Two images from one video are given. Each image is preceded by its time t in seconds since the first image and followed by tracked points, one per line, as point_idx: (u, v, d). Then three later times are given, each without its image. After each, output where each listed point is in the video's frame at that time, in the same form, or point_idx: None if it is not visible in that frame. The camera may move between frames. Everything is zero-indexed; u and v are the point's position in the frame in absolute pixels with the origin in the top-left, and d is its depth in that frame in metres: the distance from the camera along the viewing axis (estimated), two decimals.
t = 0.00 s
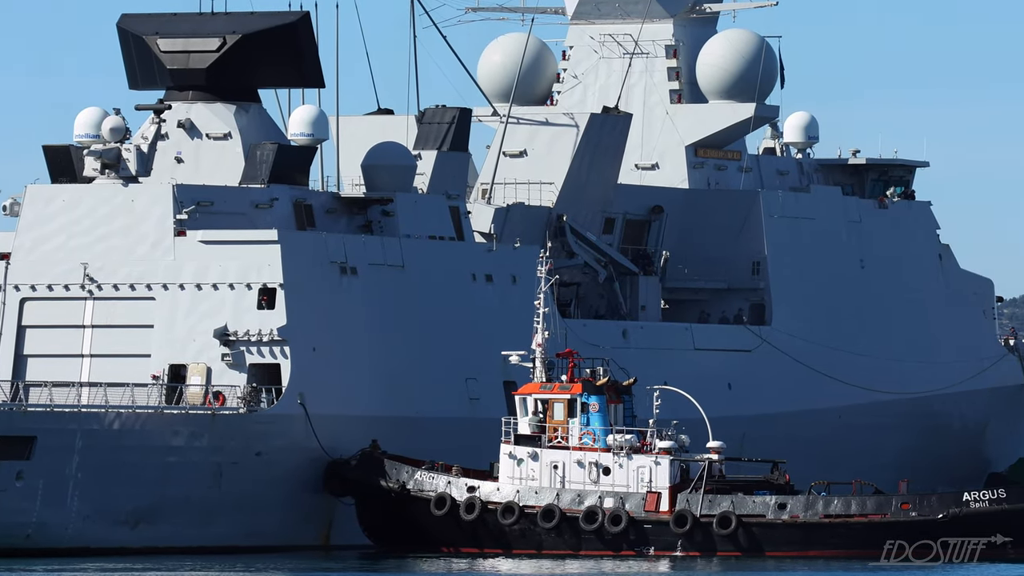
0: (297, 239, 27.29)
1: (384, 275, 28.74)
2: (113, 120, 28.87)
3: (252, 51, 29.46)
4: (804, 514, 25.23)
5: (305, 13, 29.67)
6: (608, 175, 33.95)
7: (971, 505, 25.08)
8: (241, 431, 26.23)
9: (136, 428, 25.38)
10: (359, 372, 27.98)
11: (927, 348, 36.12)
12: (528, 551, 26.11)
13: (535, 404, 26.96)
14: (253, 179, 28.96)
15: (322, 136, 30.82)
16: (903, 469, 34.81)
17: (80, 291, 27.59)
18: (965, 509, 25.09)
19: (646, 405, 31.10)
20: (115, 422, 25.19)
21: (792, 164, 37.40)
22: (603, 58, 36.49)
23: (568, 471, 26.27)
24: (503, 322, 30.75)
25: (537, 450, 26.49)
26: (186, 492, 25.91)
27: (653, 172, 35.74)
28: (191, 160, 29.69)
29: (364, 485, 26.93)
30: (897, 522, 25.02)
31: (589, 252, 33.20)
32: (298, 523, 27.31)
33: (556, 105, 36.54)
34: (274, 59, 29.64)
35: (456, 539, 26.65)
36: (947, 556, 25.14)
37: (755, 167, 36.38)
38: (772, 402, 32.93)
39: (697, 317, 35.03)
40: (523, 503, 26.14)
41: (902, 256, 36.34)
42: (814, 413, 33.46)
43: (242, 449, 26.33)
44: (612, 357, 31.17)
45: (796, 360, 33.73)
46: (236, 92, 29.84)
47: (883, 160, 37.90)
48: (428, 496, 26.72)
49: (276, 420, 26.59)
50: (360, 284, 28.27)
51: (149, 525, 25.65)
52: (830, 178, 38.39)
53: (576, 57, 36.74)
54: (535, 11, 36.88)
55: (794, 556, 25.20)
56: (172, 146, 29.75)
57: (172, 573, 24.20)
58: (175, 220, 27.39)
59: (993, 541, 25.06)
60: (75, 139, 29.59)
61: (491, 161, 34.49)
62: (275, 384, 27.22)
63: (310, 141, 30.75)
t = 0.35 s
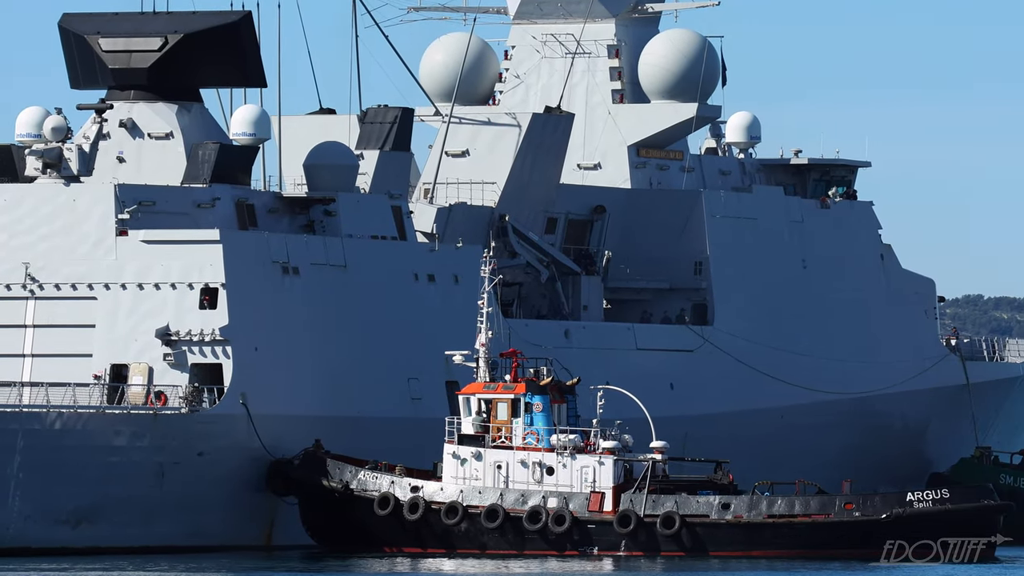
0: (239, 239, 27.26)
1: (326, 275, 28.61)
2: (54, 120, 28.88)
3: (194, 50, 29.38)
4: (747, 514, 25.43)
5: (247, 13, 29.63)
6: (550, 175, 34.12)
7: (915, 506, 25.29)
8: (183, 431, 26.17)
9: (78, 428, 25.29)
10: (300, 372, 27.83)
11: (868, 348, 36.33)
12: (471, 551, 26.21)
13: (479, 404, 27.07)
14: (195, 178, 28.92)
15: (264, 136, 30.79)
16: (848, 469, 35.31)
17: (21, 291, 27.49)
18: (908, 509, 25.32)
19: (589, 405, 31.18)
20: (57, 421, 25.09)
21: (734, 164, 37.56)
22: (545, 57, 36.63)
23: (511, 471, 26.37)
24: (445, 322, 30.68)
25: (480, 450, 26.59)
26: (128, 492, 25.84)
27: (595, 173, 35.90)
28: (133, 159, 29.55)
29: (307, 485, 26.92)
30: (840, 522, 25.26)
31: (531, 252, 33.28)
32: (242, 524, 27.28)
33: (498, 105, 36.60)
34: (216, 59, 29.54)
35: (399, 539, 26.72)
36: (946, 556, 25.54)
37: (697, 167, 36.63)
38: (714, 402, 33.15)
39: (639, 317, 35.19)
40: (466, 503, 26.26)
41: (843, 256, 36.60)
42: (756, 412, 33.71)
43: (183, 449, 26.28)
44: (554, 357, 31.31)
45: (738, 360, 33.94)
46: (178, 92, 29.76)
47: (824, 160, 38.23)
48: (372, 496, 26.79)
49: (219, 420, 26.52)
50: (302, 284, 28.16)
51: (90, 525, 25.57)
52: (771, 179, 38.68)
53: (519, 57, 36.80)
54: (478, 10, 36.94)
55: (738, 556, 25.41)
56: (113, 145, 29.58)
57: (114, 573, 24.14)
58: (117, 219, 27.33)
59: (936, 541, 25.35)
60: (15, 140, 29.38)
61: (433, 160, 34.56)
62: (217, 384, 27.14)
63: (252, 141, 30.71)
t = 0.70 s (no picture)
0: (185, 240, 27.18)
1: (272, 276, 28.45)
2: None
3: (141, 51, 29.27)
4: (696, 515, 25.62)
5: (195, 13, 29.53)
6: (497, 176, 34.17)
7: (863, 507, 25.67)
8: (130, 432, 26.09)
9: (25, 429, 25.19)
10: (247, 373, 27.71)
11: (815, 348, 36.62)
12: (420, 552, 26.26)
13: (427, 406, 27.10)
14: (141, 180, 28.83)
15: (212, 137, 30.70)
16: (795, 471, 35.66)
17: None
18: (857, 510, 25.68)
19: (538, 406, 31.44)
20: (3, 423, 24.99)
21: (682, 165, 37.94)
22: (492, 58, 36.68)
23: (460, 472, 26.47)
24: (392, 322, 30.41)
25: (429, 450, 26.67)
26: (75, 493, 25.83)
27: (542, 173, 35.99)
28: (80, 160, 29.50)
29: (254, 486, 26.91)
30: (788, 524, 25.45)
31: (478, 252, 33.36)
32: (189, 525, 27.27)
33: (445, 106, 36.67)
34: (163, 59, 29.43)
35: (348, 540, 26.76)
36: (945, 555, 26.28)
37: (644, 168, 36.84)
38: (662, 403, 33.34)
39: (588, 318, 35.27)
40: (415, 504, 26.32)
41: (790, 257, 36.88)
42: (704, 413, 33.91)
43: (130, 450, 26.20)
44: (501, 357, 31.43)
45: (685, 361, 34.14)
46: (126, 92, 29.65)
47: (772, 161, 38.48)
48: (320, 496, 26.79)
49: (165, 420, 26.43)
50: (249, 284, 28.05)
51: (36, 526, 25.54)
52: (719, 179, 38.90)
53: (466, 58, 36.85)
54: (426, 11, 36.99)
55: (686, 557, 25.59)
56: (60, 146, 29.53)
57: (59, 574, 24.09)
58: (64, 219, 27.29)
59: (883, 541, 25.73)
60: None
61: (381, 161, 34.56)
62: (163, 385, 27.06)
63: (200, 142, 30.59)
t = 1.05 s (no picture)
0: (126, 241, 27.01)
1: (216, 276, 28.36)
2: None
3: (84, 51, 29.11)
4: (641, 516, 25.80)
5: (138, 13, 29.51)
6: (441, 176, 34.25)
7: (808, 507, 25.93)
8: (73, 432, 26.04)
9: None
10: (190, 373, 27.62)
11: (757, 348, 36.90)
12: (364, 552, 26.37)
13: (371, 406, 27.13)
14: (84, 179, 28.71)
15: (155, 136, 30.61)
16: (737, 471, 35.83)
17: None
18: (802, 511, 25.93)
19: (483, 406, 31.51)
20: None
21: (625, 165, 38.19)
22: (436, 58, 36.79)
23: (405, 472, 26.54)
24: (336, 323, 30.33)
25: (373, 451, 26.70)
26: (17, 493, 25.85)
27: (486, 173, 36.14)
28: (22, 160, 29.37)
29: (198, 486, 26.88)
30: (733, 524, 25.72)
31: (422, 252, 33.45)
32: (133, 525, 27.21)
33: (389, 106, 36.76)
34: (106, 58, 29.37)
35: (292, 541, 26.77)
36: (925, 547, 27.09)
37: (588, 168, 37.06)
38: (606, 403, 33.53)
39: (530, 318, 35.53)
40: (359, 504, 26.38)
41: (732, 257, 37.16)
42: (648, 413, 34.12)
43: (73, 450, 26.17)
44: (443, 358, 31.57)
45: (629, 361, 34.34)
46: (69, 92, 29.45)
47: (715, 162, 38.78)
48: (265, 497, 26.79)
49: (108, 420, 26.34)
50: (192, 284, 27.94)
51: None
52: (663, 180, 39.15)
53: (410, 58, 36.92)
54: (370, 11, 37.04)
55: (632, 557, 25.80)
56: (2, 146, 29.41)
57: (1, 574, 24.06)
58: (7, 219, 27.23)
59: (827, 541, 26.02)
60: None
61: (324, 160, 34.56)
62: (106, 385, 27.00)
63: (143, 141, 30.54)
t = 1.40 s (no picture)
0: (76, 239, 26.99)
1: (166, 274, 28.25)
2: None
3: (34, 48, 28.97)
4: (592, 513, 25.96)
5: (88, 10, 29.34)
6: (391, 173, 34.19)
7: (758, 505, 26.14)
8: (22, 430, 26.05)
9: None
10: (140, 371, 27.51)
11: (706, 346, 37.07)
12: (315, 550, 26.43)
13: (322, 403, 27.14)
14: (33, 176, 28.68)
15: (103, 133, 30.63)
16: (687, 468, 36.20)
17: None
18: (753, 508, 26.16)
19: (433, 403, 31.72)
20: None
21: (575, 163, 38.44)
22: (387, 56, 36.88)
23: (355, 470, 26.57)
24: (287, 321, 30.12)
25: (324, 449, 26.74)
26: None
27: (436, 171, 36.16)
28: None
29: (148, 485, 26.76)
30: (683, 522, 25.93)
31: (371, 250, 33.53)
32: (83, 523, 27.22)
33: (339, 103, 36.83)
34: (56, 56, 29.21)
35: (243, 539, 26.83)
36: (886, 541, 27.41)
37: (538, 165, 37.25)
38: (557, 401, 33.68)
39: (480, 315, 35.75)
40: (310, 502, 26.45)
41: (681, 255, 37.36)
42: (598, 411, 34.30)
43: (21, 447, 26.23)
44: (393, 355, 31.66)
45: (579, 358, 34.48)
46: (18, 88, 29.38)
47: (664, 160, 38.95)
48: (215, 495, 26.79)
49: (57, 418, 26.33)
50: (142, 282, 27.83)
51: None
52: (613, 177, 39.39)
53: (360, 56, 37.07)
54: (320, 10, 37.08)
55: (583, 555, 25.97)
56: None
57: None
58: None
59: (776, 538, 26.28)
60: None
61: (274, 158, 34.71)
62: (56, 382, 27.09)
63: (91, 138, 30.51)
